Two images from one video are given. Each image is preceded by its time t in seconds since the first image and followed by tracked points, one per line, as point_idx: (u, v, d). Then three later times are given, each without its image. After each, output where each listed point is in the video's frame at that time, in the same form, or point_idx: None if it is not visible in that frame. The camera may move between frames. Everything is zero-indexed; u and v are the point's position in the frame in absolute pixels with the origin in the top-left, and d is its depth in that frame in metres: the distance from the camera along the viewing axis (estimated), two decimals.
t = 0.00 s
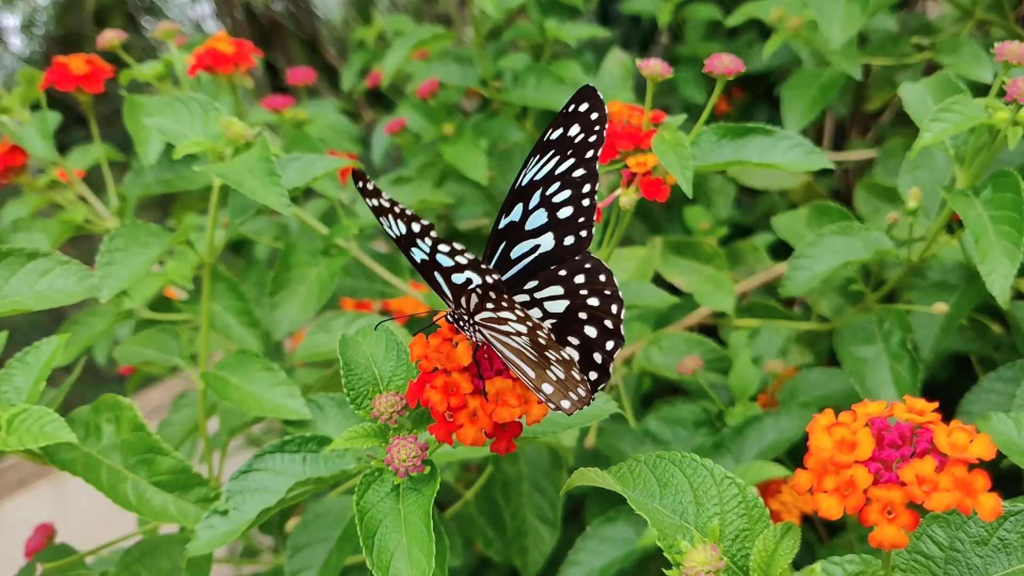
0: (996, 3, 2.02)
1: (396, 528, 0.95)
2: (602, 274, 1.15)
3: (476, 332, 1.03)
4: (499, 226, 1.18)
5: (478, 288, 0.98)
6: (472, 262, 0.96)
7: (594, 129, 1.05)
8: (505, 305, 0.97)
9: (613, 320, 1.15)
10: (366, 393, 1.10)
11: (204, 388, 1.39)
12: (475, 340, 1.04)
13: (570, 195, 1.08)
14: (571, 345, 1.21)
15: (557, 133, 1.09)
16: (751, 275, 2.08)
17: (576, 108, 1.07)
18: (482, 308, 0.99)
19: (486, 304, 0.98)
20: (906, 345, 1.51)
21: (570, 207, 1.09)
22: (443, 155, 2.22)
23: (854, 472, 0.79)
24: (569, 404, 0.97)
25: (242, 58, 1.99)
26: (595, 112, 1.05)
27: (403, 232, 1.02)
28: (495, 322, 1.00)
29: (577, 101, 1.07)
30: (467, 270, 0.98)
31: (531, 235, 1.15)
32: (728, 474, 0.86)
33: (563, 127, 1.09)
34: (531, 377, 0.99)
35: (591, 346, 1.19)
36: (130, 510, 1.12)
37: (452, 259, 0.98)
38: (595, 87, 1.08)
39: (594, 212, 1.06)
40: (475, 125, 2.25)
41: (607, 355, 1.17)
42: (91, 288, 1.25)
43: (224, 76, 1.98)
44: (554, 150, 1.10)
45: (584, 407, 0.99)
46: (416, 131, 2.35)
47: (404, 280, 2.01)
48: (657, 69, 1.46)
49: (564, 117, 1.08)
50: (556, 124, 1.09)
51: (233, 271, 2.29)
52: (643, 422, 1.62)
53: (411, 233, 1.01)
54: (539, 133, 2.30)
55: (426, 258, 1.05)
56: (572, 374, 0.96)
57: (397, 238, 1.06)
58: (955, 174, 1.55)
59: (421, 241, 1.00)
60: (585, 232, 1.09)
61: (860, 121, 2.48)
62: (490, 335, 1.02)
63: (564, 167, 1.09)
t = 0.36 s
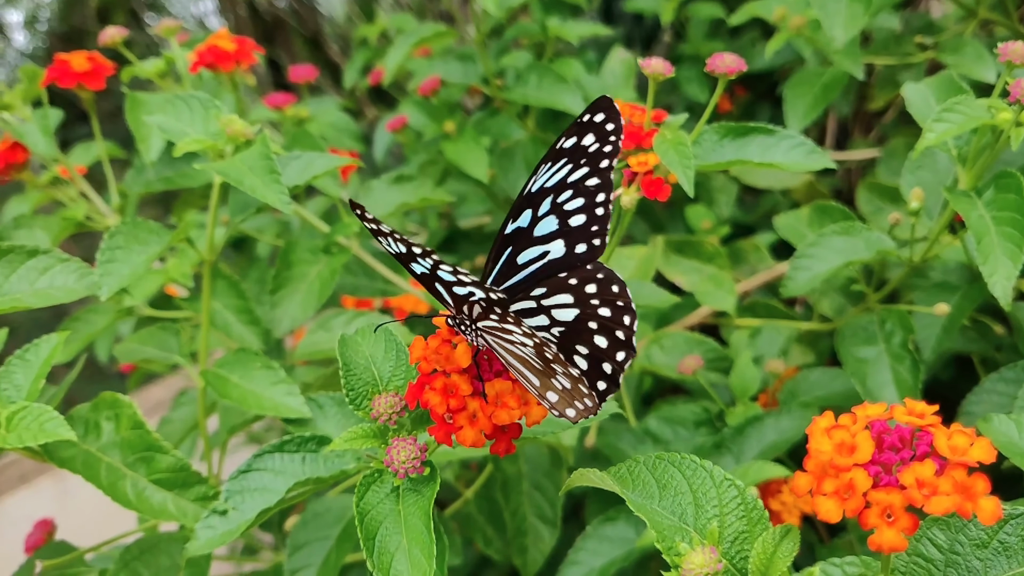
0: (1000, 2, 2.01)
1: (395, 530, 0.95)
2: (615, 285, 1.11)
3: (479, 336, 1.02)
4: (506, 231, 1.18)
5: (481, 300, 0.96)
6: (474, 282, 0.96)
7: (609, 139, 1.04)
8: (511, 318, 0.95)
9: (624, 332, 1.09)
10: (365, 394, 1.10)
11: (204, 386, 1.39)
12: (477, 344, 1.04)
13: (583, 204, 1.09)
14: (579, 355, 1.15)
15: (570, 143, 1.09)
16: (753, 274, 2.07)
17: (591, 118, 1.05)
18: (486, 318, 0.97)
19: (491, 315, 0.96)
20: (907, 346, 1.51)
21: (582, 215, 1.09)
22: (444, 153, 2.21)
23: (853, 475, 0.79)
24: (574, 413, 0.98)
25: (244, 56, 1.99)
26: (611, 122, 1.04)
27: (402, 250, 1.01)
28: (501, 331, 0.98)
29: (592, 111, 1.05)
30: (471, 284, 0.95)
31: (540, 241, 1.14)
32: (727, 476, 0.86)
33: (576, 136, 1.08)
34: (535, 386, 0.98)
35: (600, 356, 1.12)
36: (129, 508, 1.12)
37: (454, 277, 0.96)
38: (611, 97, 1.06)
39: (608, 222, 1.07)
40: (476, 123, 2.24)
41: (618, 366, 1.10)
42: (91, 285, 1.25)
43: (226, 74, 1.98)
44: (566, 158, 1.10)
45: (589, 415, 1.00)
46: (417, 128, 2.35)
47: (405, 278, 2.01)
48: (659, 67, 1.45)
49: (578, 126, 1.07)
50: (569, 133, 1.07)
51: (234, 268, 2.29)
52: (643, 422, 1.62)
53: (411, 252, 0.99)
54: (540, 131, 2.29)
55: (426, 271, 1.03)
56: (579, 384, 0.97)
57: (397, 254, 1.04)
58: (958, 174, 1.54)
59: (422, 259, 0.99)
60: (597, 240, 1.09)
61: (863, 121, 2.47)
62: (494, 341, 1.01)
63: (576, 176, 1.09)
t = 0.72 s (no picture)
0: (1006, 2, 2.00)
1: (394, 527, 0.95)
2: (630, 296, 1.11)
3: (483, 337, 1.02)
4: (516, 232, 1.15)
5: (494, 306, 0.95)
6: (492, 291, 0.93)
7: (631, 151, 1.04)
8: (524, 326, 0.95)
9: (638, 342, 1.11)
10: (365, 391, 1.10)
11: (204, 382, 1.39)
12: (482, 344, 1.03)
13: (600, 212, 1.08)
14: (589, 361, 1.15)
15: (588, 150, 1.07)
16: (756, 273, 2.07)
17: (612, 129, 1.04)
18: (495, 321, 0.98)
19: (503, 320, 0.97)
20: (910, 347, 1.50)
21: (599, 223, 1.08)
22: (447, 150, 2.21)
23: (855, 477, 0.78)
24: (580, 418, 1.00)
25: (246, 51, 1.98)
26: (633, 134, 1.04)
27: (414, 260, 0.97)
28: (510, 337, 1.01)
29: (614, 122, 1.04)
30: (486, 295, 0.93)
31: (552, 245, 1.13)
32: (728, 477, 0.86)
33: (596, 144, 1.07)
34: (542, 390, 0.99)
35: (611, 364, 1.12)
36: (129, 504, 1.11)
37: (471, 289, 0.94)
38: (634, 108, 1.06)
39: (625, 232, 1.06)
40: (479, 120, 2.24)
41: (629, 376, 1.11)
42: (91, 281, 1.24)
43: (228, 69, 1.98)
44: (584, 166, 1.08)
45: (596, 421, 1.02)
46: (420, 125, 2.34)
47: (407, 275, 2.00)
48: (663, 66, 1.44)
49: (598, 135, 1.05)
50: (589, 141, 1.06)
51: (237, 263, 2.29)
52: (644, 421, 1.61)
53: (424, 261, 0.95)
54: (543, 129, 2.29)
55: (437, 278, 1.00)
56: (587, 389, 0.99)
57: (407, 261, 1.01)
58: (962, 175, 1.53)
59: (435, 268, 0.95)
60: (614, 248, 1.08)
61: (867, 120, 2.46)
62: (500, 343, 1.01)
63: (594, 184, 1.09)
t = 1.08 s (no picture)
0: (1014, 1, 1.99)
1: (397, 523, 0.95)
2: (639, 297, 1.05)
3: (487, 332, 1.05)
4: (526, 230, 1.14)
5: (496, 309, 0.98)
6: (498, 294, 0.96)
7: (647, 155, 1.06)
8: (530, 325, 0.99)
9: (644, 343, 1.02)
10: (369, 386, 1.09)
11: (206, 377, 1.39)
12: (485, 339, 1.05)
13: (613, 212, 1.08)
14: (592, 361, 1.05)
15: (604, 153, 1.09)
16: (759, 271, 2.06)
17: (629, 133, 1.07)
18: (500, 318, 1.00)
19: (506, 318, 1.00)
20: (914, 346, 1.49)
21: (611, 223, 1.08)
22: (450, 146, 2.20)
23: (859, 478, 0.78)
24: (581, 416, 1.01)
25: (250, 46, 1.97)
26: (650, 139, 1.07)
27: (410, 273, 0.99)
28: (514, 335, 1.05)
29: (631, 127, 1.07)
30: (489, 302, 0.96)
31: (563, 243, 1.11)
32: (731, 477, 0.85)
33: (611, 148, 1.09)
34: (544, 387, 1.03)
35: (615, 364, 1.03)
36: (130, 499, 1.11)
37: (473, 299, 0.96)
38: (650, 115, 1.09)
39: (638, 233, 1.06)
40: (483, 117, 2.23)
41: (632, 376, 1.01)
42: (93, 275, 1.24)
43: (232, 64, 1.97)
44: (599, 168, 1.09)
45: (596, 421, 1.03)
46: (424, 121, 2.34)
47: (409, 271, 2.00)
48: (667, 63, 1.43)
49: (615, 139, 1.08)
50: (605, 144, 1.08)
51: (239, 258, 2.28)
52: (647, 419, 1.61)
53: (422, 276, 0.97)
54: (547, 125, 2.28)
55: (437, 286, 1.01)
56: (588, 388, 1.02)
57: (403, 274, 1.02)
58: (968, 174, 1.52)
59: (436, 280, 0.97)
60: (625, 248, 1.07)
61: (872, 118, 2.45)
62: (503, 337, 1.05)
63: (608, 185, 1.09)
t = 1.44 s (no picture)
0: None
1: (397, 518, 0.94)
2: (647, 291, 1.05)
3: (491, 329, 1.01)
4: (528, 225, 1.14)
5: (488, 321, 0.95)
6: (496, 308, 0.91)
7: (650, 148, 1.04)
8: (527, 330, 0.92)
9: (653, 338, 1.02)
10: (369, 380, 1.09)
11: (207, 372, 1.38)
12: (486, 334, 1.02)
13: (617, 206, 1.08)
14: (600, 356, 1.04)
15: (605, 147, 1.08)
16: (763, 269, 2.05)
17: (631, 127, 1.05)
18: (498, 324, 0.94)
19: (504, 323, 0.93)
20: (918, 345, 1.48)
21: (616, 216, 1.08)
22: (453, 141, 2.20)
23: (863, 478, 0.77)
24: (590, 411, 0.98)
25: (253, 40, 1.96)
26: (652, 133, 1.05)
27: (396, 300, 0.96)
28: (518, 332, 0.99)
29: (633, 121, 1.05)
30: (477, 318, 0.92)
31: (567, 237, 1.12)
32: (735, 475, 0.85)
33: (613, 142, 1.08)
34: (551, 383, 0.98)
35: (624, 359, 1.02)
36: (130, 493, 1.11)
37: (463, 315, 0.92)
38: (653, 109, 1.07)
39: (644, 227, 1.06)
40: (487, 112, 2.22)
41: (642, 371, 1.00)
42: (94, 269, 1.24)
43: (234, 58, 1.97)
44: (600, 162, 1.09)
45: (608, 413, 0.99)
46: (427, 116, 2.33)
47: (412, 267, 2.00)
48: (671, 58, 1.42)
49: (616, 133, 1.06)
50: (607, 138, 1.07)
51: (242, 253, 2.28)
52: (649, 416, 1.60)
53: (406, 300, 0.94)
54: (550, 121, 2.27)
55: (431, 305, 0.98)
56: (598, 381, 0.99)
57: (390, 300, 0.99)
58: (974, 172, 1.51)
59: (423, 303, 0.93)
60: (631, 241, 1.07)
61: (876, 116, 2.44)
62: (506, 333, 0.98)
63: (610, 179, 1.09)
